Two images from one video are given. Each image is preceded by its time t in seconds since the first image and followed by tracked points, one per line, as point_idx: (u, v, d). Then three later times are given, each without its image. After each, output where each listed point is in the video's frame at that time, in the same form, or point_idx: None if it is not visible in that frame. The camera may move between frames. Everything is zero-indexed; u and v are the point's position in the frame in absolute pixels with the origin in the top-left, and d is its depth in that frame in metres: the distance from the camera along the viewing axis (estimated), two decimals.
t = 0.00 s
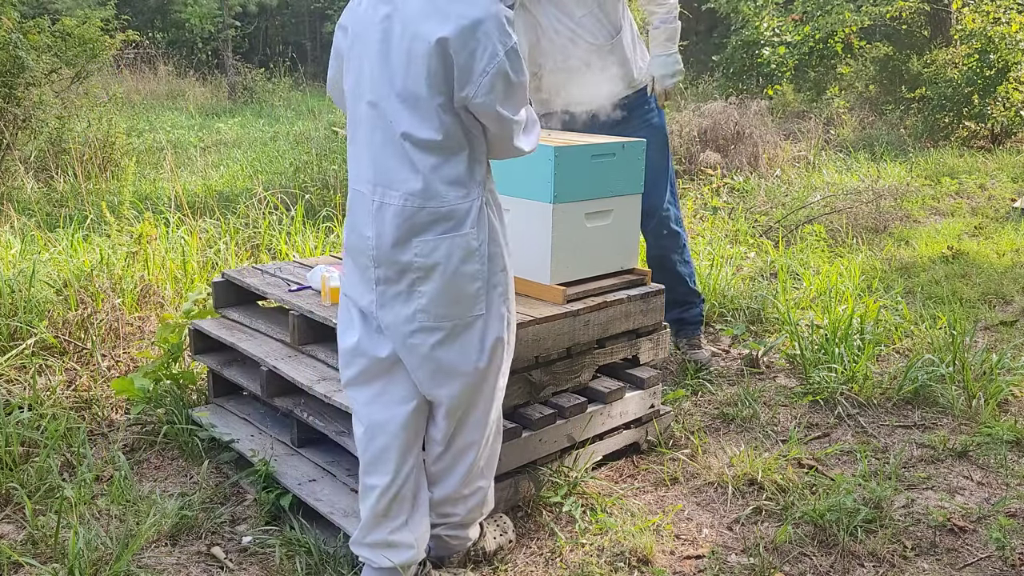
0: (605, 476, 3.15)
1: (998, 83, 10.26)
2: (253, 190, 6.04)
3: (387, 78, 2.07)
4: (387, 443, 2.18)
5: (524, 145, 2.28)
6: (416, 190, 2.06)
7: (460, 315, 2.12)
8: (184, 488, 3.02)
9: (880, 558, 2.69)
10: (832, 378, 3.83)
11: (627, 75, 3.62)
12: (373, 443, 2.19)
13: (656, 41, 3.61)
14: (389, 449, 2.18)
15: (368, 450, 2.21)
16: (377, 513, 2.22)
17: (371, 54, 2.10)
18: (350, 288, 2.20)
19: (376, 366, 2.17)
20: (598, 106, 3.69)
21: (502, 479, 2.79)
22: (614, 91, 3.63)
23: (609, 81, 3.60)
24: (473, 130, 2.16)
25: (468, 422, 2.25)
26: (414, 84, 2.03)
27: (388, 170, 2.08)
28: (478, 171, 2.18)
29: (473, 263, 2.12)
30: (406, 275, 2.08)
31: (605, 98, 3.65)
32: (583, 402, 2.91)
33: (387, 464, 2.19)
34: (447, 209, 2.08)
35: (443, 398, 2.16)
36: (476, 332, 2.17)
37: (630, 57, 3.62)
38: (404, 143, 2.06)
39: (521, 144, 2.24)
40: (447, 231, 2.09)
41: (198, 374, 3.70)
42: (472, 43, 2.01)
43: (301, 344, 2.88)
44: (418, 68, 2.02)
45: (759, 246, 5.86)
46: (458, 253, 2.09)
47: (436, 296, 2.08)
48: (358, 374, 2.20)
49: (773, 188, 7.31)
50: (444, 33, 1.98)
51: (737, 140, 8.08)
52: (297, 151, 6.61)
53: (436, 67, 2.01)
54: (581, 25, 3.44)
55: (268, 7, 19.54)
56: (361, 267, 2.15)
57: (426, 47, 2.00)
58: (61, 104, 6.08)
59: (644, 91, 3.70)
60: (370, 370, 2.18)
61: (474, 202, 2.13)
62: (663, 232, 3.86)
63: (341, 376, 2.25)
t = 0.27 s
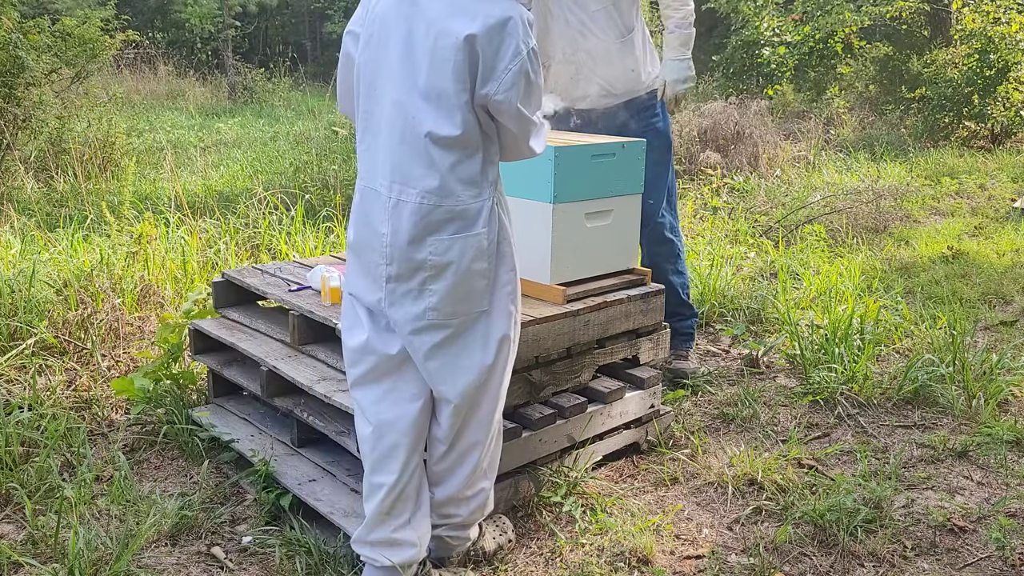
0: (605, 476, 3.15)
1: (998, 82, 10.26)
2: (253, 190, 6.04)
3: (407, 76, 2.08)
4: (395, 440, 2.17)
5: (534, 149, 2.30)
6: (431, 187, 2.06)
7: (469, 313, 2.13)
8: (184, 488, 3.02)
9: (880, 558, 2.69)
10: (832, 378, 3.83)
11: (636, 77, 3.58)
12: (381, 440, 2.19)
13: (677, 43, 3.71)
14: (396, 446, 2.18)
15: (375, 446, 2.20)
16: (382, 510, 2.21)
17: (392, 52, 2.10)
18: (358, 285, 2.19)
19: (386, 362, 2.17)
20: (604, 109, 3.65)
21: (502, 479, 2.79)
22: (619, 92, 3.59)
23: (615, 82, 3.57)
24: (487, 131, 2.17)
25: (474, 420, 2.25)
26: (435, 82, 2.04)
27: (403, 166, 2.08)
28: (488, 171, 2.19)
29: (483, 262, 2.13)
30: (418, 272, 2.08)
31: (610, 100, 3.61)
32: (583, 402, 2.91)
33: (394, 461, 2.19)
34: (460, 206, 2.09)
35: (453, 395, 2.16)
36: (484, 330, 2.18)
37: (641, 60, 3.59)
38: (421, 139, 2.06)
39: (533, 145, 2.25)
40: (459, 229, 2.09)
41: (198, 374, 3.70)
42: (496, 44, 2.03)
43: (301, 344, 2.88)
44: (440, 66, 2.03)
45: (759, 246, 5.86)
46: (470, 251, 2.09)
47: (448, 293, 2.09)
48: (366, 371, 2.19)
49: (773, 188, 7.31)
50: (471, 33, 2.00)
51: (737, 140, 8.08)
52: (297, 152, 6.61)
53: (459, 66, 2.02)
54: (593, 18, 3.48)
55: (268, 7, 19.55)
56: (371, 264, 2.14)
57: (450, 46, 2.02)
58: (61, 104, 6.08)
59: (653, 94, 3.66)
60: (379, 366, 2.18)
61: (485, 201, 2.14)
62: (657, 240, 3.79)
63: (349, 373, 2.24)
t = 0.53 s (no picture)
0: (605, 476, 3.15)
1: (998, 83, 10.28)
2: (253, 190, 6.04)
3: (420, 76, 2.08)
4: (400, 438, 2.17)
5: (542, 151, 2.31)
6: (442, 186, 2.06)
7: (476, 312, 2.14)
8: (184, 488, 3.02)
9: (880, 558, 2.69)
10: (832, 378, 3.83)
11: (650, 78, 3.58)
12: (386, 437, 2.19)
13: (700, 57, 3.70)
14: (401, 444, 2.17)
15: (380, 444, 2.20)
16: (384, 508, 2.21)
17: (404, 52, 2.10)
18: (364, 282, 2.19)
19: (392, 360, 2.17)
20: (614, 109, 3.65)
21: (502, 479, 2.79)
22: (631, 91, 3.59)
23: (629, 79, 3.57)
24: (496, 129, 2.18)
25: (478, 419, 2.26)
26: (449, 82, 2.05)
27: (412, 165, 2.08)
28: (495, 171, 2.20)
29: (490, 261, 2.14)
30: (427, 270, 2.08)
31: (620, 98, 3.61)
32: (583, 402, 2.91)
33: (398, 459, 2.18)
34: (469, 205, 2.09)
35: (460, 394, 2.16)
36: (490, 329, 2.19)
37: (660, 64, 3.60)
38: (432, 138, 2.06)
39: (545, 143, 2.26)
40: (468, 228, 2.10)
41: (198, 374, 3.70)
42: (511, 46, 2.04)
43: (301, 344, 2.87)
44: (453, 66, 2.04)
45: (759, 246, 5.86)
46: (478, 250, 2.10)
47: (456, 291, 2.09)
48: (373, 369, 2.19)
49: (773, 188, 7.31)
50: (486, 35, 2.01)
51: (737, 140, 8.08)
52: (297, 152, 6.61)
53: (473, 67, 2.03)
54: (615, 13, 3.55)
55: (268, 7, 19.56)
56: (378, 261, 2.13)
57: (465, 47, 2.02)
58: (61, 104, 6.09)
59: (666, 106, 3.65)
60: (385, 364, 2.18)
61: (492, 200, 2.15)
62: (660, 254, 3.73)
63: (355, 370, 2.23)
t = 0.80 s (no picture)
0: (605, 476, 3.15)
1: (998, 83, 10.29)
2: (253, 190, 6.04)
3: (429, 75, 2.08)
4: (404, 434, 2.17)
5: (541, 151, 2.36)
6: (450, 184, 2.06)
7: (482, 310, 2.14)
8: (184, 487, 3.02)
9: (880, 558, 2.69)
10: (832, 378, 3.83)
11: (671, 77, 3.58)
12: (390, 435, 2.18)
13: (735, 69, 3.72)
14: (405, 441, 2.17)
15: (385, 440, 2.19)
16: (386, 504, 2.20)
17: (413, 52, 2.10)
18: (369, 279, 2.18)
19: (397, 358, 2.16)
20: (632, 102, 3.65)
21: (502, 479, 2.79)
22: (650, 86, 3.60)
23: (649, 74, 3.58)
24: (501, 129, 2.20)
25: (481, 416, 2.26)
26: (458, 81, 2.05)
27: (421, 162, 2.07)
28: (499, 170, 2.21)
29: (497, 260, 2.15)
30: (435, 267, 2.08)
31: (637, 90, 3.63)
32: (583, 402, 2.91)
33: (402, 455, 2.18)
34: (477, 204, 2.10)
35: (466, 392, 2.16)
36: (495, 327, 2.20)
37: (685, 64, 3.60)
38: (441, 137, 2.06)
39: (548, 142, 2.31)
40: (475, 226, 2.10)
41: (198, 374, 3.70)
42: (521, 48, 2.06)
43: (301, 344, 2.87)
44: (463, 66, 2.04)
45: (759, 246, 5.87)
46: (484, 249, 2.11)
47: (464, 289, 2.09)
48: (378, 366, 2.18)
49: (773, 188, 7.31)
50: (499, 36, 2.03)
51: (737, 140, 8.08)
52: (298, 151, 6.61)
53: (485, 67, 2.04)
54: (646, 4, 3.59)
55: (268, 7, 19.56)
56: (385, 259, 2.12)
57: (477, 47, 2.03)
58: (61, 103, 6.09)
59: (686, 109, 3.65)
60: (391, 361, 2.17)
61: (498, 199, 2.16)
62: (671, 260, 3.73)
63: (359, 368, 2.22)
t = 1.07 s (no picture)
0: (605, 476, 3.15)
1: (998, 83, 10.29)
2: (253, 190, 6.04)
3: (433, 76, 2.07)
4: (407, 433, 2.17)
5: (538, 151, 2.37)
6: (456, 185, 2.06)
7: (485, 310, 2.15)
8: (184, 488, 3.02)
9: (880, 558, 2.69)
10: (832, 378, 3.83)
11: (680, 77, 3.59)
12: (393, 434, 2.18)
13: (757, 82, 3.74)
14: (408, 440, 2.17)
15: (387, 440, 2.18)
16: (388, 503, 2.19)
17: (416, 52, 2.09)
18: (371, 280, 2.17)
19: (400, 358, 2.16)
20: (640, 97, 3.67)
21: (502, 479, 2.79)
22: (658, 84, 3.61)
23: (658, 71, 3.60)
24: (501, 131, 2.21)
25: (483, 415, 2.27)
26: (463, 83, 2.05)
27: (425, 162, 2.07)
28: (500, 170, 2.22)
29: (500, 259, 2.16)
30: (440, 267, 2.08)
31: (645, 86, 3.65)
32: (583, 402, 2.91)
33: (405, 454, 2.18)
34: (481, 204, 2.10)
35: (470, 391, 2.16)
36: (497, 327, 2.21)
37: (696, 65, 3.60)
38: (446, 138, 2.06)
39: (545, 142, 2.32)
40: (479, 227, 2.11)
41: (198, 374, 3.70)
42: (525, 51, 2.08)
43: (301, 344, 2.87)
44: (468, 67, 2.04)
45: (759, 246, 5.87)
46: (488, 249, 2.11)
47: (468, 289, 2.10)
48: (380, 366, 2.18)
49: (773, 188, 7.31)
50: (505, 39, 2.03)
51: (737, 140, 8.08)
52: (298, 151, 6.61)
53: (490, 70, 2.04)
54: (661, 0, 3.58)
55: (268, 8, 19.57)
56: (389, 259, 2.11)
57: (482, 49, 2.03)
58: (61, 103, 6.09)
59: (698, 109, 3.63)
60: (394, 362, 2.17)
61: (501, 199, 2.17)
62: (673, 260, 3.75)
63: (361, 368, 2.21)
